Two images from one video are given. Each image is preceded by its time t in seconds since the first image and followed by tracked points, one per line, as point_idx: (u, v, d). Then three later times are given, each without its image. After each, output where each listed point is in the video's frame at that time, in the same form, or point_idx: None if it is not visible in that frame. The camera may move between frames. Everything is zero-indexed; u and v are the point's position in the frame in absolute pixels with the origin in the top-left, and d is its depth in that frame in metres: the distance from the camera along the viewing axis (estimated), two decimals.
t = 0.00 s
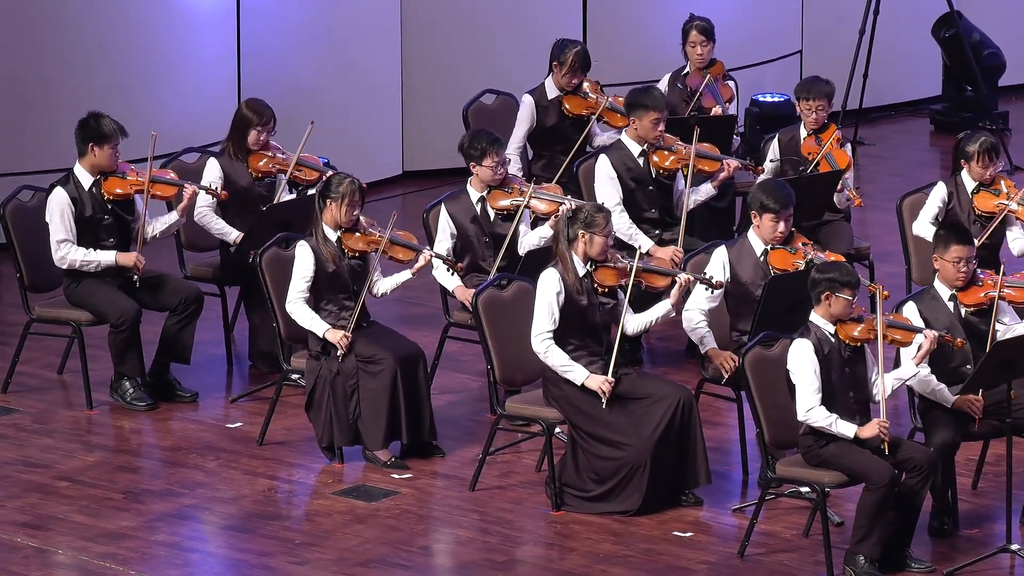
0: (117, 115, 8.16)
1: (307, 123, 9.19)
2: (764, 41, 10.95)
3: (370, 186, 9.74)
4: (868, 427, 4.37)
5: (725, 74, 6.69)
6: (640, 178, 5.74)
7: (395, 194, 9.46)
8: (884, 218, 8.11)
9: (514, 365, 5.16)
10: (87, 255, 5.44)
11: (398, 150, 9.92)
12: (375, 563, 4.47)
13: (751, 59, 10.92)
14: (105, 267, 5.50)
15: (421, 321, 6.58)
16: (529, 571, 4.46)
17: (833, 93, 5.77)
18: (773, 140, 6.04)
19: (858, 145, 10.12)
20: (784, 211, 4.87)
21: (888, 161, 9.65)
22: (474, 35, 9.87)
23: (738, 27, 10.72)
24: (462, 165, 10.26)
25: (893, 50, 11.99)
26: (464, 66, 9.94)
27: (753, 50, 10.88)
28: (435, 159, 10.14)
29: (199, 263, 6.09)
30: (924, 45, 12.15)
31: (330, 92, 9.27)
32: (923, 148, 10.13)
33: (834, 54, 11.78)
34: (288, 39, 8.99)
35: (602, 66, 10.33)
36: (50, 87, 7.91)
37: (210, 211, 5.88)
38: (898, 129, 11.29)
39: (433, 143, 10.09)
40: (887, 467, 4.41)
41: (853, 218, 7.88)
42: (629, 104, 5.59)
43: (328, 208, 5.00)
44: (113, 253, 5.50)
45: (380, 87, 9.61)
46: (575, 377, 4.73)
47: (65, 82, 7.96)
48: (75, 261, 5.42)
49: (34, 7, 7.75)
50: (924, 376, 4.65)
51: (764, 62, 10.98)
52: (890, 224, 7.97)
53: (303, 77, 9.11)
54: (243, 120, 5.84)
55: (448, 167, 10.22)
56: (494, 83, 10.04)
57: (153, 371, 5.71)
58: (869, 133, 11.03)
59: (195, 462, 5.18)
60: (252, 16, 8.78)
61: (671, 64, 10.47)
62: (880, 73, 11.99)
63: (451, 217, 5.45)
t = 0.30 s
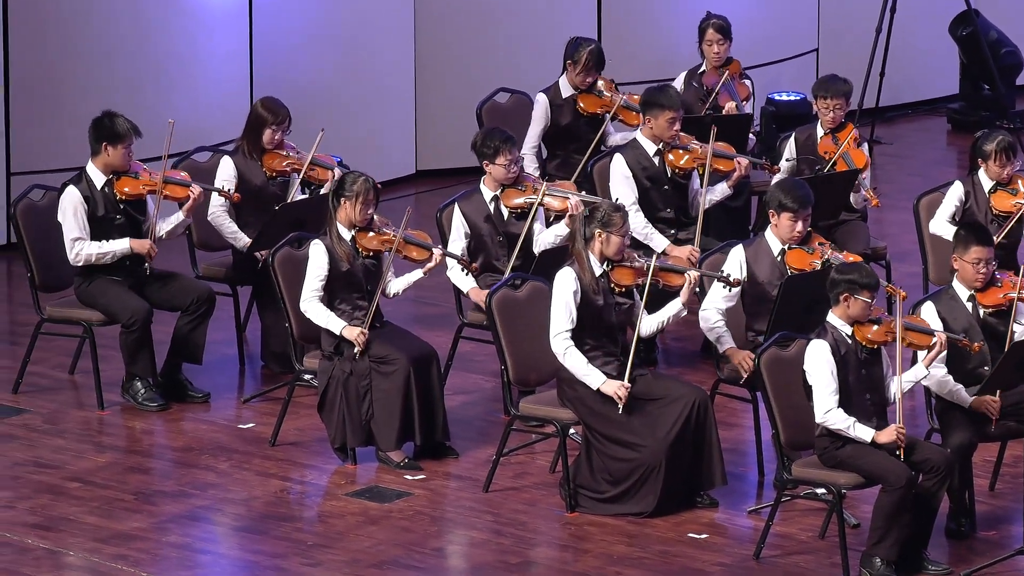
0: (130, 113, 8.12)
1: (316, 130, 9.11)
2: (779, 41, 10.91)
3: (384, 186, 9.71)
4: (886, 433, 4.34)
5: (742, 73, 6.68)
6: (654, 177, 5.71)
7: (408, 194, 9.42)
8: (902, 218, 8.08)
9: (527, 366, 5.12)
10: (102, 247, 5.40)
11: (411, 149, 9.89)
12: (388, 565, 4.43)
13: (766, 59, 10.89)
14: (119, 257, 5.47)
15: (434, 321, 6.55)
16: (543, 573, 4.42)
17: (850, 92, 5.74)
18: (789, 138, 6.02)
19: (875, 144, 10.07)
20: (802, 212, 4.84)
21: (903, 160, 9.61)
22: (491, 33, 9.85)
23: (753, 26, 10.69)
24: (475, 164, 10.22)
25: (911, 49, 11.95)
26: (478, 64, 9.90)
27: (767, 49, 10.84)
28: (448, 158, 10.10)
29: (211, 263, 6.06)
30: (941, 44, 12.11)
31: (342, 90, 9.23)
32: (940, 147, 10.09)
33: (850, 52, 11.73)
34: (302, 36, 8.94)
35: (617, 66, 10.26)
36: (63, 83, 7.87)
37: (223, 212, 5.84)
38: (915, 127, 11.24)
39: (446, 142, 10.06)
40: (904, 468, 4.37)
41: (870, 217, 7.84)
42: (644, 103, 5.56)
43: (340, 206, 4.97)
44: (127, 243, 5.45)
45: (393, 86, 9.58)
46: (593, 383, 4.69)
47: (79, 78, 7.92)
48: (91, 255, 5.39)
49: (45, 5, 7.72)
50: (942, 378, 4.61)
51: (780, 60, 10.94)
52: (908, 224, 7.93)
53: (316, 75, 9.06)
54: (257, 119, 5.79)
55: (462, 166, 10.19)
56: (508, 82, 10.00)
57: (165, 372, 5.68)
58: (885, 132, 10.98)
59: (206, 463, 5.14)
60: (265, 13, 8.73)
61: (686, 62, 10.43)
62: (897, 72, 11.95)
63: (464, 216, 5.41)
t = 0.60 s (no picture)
0: (145, 110, 8.09)
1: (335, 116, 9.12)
2: (795, 39, 10.87)
3: (403, 184, 9.67)
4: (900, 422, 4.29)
5: (760, 72, 6.66)
6: (670, 176, 5.69)
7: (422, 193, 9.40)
8: (920, 218, 8.04)
9: (543, 366, 5.06)
10: (124, 232, 5.36)
11: (427, 144, 9.85)
12: (402, 566, 4.40)
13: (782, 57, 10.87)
14: (141, 236, 5.45)
15: (450, 321, 6.52)
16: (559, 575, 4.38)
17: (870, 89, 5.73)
18: (807, 138, 6.00)
19: (892, 143, 10.03)
20: (822, 211, 4.82)
21: (920, 160, 9.56)
22: (508, 31, 9.83)
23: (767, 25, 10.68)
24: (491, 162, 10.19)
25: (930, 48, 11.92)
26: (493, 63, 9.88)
27: (783, 47, 10.80)
28: (462, 157, 10.06)
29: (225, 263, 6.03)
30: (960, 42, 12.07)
31: (356, 88, 9.20)
32: (959, 146, 10.05)
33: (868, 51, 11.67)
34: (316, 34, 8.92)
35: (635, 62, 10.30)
36: (77, 81, 7.83)
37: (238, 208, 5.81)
38: (932, 126, 11.18)
39: (461, 141, 10.01)
40: (922, 470, 4.33)
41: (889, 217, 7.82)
42: (661, 102, 5.58)
43: (357, 204, 4.94)
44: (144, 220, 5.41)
45: (408, 84, 9.55)
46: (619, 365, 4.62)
47: (93, 75, 7.88)
48: (115, 242, 5.36)
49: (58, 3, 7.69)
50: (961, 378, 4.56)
51: (796, 59, 10.90)
52: (926, 224, 7.89)
53: (330, 72, 9.02)
54: (270, 116, 5.79)
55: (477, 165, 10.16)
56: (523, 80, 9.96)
57: (178, 372, 5.64)
58: (902, 130, 10.94)
59: (220, 464, 5.11)
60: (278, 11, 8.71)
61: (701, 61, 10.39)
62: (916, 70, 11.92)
63: (479, 215, 5.39)
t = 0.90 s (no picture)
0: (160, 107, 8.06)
1: (354, 100, 9.08)
2: (814, 37, 10.81)
3: (417, 183, 9.65)
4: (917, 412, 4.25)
5: (779, 70, 6.67)
6: (687, 175, 5.65)
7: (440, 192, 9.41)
8: (939, 217, 8.00)
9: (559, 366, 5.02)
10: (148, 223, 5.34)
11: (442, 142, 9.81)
12: (418, 568, 4.36)
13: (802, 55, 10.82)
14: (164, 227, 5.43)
15: (466, 322, 6.50)
16: None
17: (888, 88, 5.77)
18: (825, 137, 5.99)
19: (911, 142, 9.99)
20: (842, 211, 4.84)
21: (939, 159, 9.52)
22: (526, 30, 9.81)
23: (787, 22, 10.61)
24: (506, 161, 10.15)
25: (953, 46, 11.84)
26: (510, 60, 9.84)
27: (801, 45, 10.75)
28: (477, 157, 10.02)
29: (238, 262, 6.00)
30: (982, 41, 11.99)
31: (372, 86, 9.16)
32: (979, 145, 10.00)
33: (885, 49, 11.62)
34: (333, 30, 8.88)
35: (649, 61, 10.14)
36: (93, 77, 7.80)
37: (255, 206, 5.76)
38: (952, 124, 11.13)
39: (477, 140, 9.97)
40: (941, 471, 4.29)
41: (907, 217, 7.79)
42: (677, 101, 5.53)
43: (374, 203, 4.95)
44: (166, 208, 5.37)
45: (424, 81, 9.51)
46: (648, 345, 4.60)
47: (109, 71, 7.84)
48: (140, 233, 5.33)
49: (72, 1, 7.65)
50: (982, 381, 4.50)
51: (814, 57, 10.85)
52: (945, 223, 7.85)
53: (346, 70, 8.99)
54: (283, 115, 5.76)
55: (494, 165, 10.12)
56: (540, 78, 9.92)
57: (192, 372, 5.61)
58: (920, 129, 10.89)
59: (234, 465, 5.07)
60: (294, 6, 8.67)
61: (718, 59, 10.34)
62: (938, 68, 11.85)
63: (494, 215, 5.38)
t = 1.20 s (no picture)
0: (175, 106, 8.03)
1: (372, 84, 9.04)
2: (831, 35, 10.76)
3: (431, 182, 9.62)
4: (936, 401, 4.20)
5: (796, 69, 6.72)
6: (703, 174, 5.67)
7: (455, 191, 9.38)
8: (958, 217, 7.97)
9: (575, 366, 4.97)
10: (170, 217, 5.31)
11: (456, 141, 9.78)
12: (433, 569, 4.32)
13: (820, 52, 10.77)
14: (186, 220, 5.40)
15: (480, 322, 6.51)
16: None
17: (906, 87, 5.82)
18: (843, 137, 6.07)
19: (930, 141, 9.96)
20: (861, 210, 4.83)
21: (958, 158, 9.48)
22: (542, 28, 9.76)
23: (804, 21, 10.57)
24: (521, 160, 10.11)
25: (972, 45, 11.78)
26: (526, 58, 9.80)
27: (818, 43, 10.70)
28: (492, 155, 9.98)
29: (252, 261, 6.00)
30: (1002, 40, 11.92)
31: (389, 84, 9.12)
32: (997, 145, 9.95)
33: (903, 47, 11.56)
34: (348, 25, 8.85)
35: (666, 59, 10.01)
36: (106, 75, 7.77)
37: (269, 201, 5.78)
38: (971, 123, 11.08)
39: (492, 138, 9.93)
40: (960, 472, 4.23)
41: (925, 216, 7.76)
42: (693, 100, 5.52)
43: (390, 203, 4.92)
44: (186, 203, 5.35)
45: (438, 79, 9.47)
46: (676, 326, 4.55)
47: (122, 69, 7.81)
48: (162, 228, 5.31)
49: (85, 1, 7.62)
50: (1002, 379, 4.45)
51: (833, 55, 10.80)
52: (965, 223, 7.82)
53: (360, 69, 8.95)
54: (296, 113, 5.75)
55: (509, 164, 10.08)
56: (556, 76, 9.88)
57: (205, 372, 5.58)
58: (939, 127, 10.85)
59: (248, 466, 5.04)
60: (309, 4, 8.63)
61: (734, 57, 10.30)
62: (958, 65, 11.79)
63: (509, 215, 5.37)
